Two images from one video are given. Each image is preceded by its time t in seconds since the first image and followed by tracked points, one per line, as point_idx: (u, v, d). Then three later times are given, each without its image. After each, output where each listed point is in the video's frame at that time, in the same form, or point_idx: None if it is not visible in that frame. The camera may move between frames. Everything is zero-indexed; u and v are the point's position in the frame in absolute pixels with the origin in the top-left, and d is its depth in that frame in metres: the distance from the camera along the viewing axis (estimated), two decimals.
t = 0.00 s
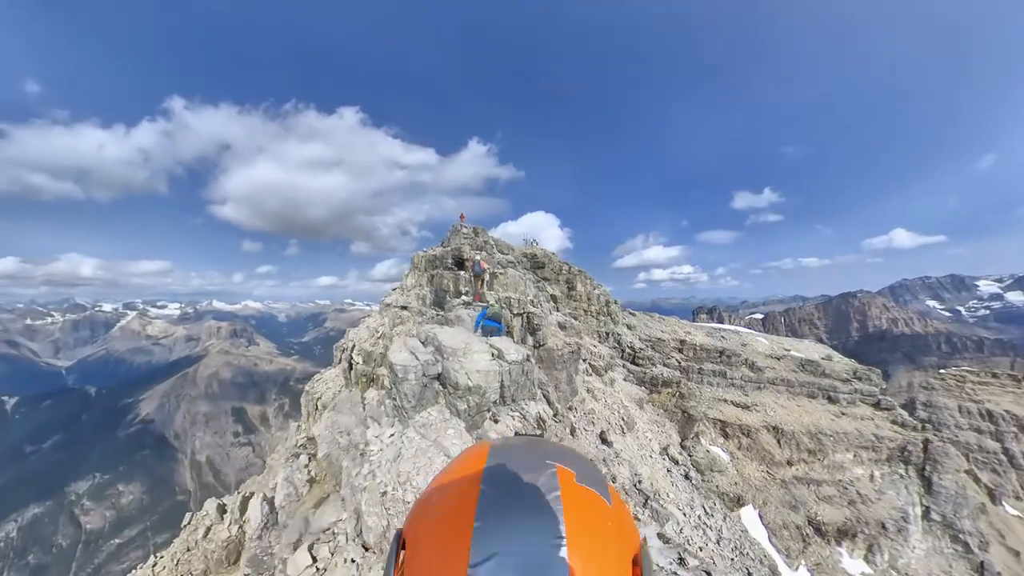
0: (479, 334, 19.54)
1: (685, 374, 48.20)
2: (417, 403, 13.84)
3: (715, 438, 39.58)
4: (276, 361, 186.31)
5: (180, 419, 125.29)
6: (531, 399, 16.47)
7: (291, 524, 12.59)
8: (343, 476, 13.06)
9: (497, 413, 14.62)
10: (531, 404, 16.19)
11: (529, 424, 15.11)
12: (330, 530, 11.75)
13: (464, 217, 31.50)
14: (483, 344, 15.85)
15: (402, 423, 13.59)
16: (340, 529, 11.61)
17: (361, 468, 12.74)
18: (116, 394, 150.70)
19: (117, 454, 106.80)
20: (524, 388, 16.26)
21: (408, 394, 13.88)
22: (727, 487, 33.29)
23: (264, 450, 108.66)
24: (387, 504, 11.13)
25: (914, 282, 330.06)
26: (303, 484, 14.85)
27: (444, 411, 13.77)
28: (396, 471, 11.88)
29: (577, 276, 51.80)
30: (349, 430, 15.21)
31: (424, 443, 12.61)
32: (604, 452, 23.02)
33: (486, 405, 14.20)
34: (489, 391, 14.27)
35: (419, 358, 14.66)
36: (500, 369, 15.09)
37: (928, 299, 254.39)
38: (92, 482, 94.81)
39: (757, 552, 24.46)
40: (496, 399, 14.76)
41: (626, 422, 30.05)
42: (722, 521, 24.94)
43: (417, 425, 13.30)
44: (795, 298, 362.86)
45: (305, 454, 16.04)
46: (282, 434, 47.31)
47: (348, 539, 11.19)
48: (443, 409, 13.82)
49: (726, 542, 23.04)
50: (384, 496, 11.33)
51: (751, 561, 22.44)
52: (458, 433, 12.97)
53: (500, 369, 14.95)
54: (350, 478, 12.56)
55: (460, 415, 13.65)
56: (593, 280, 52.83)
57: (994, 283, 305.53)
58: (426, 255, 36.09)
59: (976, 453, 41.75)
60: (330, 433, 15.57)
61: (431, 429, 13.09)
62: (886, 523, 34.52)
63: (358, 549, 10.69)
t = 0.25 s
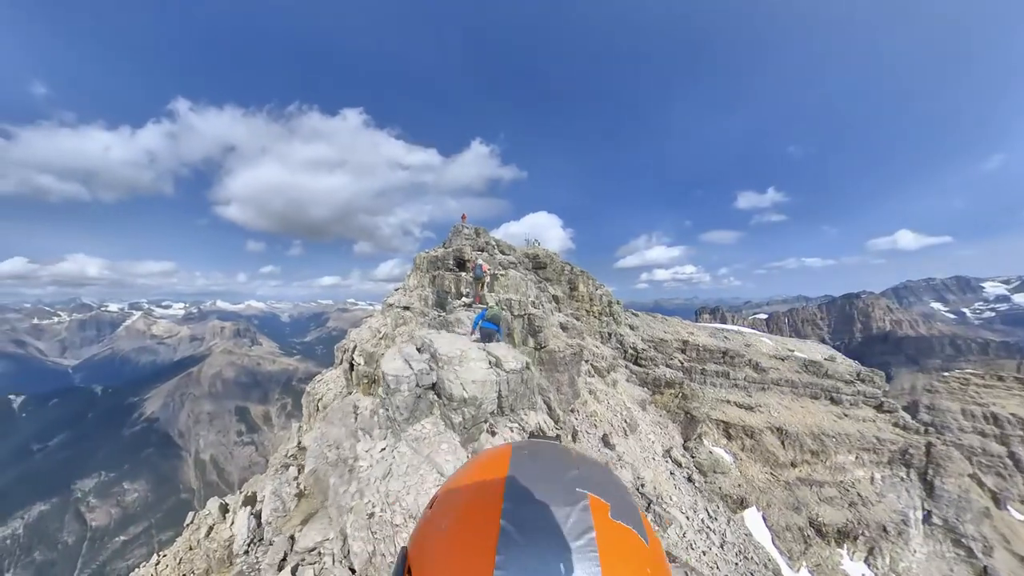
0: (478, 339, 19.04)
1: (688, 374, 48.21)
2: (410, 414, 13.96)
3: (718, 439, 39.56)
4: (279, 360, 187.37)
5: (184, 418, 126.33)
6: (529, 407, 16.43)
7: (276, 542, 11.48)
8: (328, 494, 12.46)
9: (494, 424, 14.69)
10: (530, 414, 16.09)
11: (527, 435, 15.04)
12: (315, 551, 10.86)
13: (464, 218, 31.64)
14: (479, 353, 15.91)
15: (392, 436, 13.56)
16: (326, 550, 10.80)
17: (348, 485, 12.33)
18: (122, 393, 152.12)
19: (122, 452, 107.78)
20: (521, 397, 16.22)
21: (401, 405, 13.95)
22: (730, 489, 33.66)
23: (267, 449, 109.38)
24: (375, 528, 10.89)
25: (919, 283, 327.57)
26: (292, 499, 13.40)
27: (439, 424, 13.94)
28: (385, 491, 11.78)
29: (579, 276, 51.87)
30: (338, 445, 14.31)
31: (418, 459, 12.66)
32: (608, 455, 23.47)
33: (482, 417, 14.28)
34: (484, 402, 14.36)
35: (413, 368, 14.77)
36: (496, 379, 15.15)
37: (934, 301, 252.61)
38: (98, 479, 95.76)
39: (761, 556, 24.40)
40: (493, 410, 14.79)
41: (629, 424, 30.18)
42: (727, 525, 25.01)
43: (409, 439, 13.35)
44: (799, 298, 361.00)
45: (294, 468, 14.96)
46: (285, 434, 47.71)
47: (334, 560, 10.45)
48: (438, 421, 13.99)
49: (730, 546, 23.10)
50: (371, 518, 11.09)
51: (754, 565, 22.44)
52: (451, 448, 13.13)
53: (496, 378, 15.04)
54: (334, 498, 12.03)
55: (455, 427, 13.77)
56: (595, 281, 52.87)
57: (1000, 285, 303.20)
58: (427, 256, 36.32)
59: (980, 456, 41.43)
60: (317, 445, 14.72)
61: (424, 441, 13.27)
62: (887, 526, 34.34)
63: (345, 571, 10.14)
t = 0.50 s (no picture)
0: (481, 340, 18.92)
1: (692, 375, 48.11)
2: (413, 418, 14.02)
3: (722, 440, 39.37)
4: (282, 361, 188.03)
5: (188, 418, 126.95)
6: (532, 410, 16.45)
7: (275, 549, 11.15)
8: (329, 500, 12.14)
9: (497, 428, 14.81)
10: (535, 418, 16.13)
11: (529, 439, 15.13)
12: (315, 558, 10.48)
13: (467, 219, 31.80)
14: (483, 356, 15.94)
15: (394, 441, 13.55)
16: (327, 557, 10.49)
17: (349, 491, 12.14)
18: (126, 394, 153.12)
19: (126, 452, 108.40)
20: (525, 401, 16.28)
21: (403, 409, 14.03)
22: (734, 490, 33.40)
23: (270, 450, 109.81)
24: (377, 535, 10.80)
25: (924, 283, 325.13)
26: (291, 504, 13.05)
27: (442, 428, 14.07)
28: (386, 497, 11.75)
29: (581, 277, 51.85)
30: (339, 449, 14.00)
31: (421, 464, 12.74)
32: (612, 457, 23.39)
33: (484, 421, 14.41)
34: (487, 406, 14.47)
35: (416, 372, 14.83)
36: (499, 383, 15.21)
37: (940, 301, 250.40)
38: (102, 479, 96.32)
39: (765, 559, 24.23)
40: (496, 414, 14.89)
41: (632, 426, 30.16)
42: (731, 527, 24.88)
43: (412, 443, 13.45)
44: (804, 299, 358.62)
45: (293, 472, 14.60)
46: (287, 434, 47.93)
47: (335, 568, 10.22)
48: (441, 425, 14.11)
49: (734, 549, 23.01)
50: (372, 525, 11.02)
51: (758, 568, 22.33)
52: (454, 452, 13.31)
53: (499, 381, 15.07)
54: (335, 504, 11.77)
55: (458, 432, 13.92)
56: (598, 282, 52.82)
57: (1007, 285, 300.35)
58: (430, 257, 36.42)
59: (985, 458, 41.13)
60: (317, 449, 14.40)
61: (427, 446, 13.35)
62: (892, 528, 34.11)
63: None
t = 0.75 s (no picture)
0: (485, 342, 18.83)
1: (695, 378, 47.83)
2: (416, 427, 14.07)
3: (725, 443, 39.21)
4: (286, 360, 188.98)
5: (192, 415, 127.81)
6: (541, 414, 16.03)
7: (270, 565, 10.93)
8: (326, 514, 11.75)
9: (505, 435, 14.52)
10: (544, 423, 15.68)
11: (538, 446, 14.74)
12: None
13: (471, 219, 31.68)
14: (491, 358, 15.52)
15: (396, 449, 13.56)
16: None
17: (349, 503, 11.58)
18: (132, 390, 154.51)
19: (130, 448, 109.29)
20: (535, 404, 15.91)
21: (405, 416, 14.05)
22: (738, 495, 33.25)
23: (272, 448, 110.27)
24: (377, 553, 10.42)
25: (931, 286, 321.32)
26: (289, 513, 12.75)
27: (447, 436, 14.02)
28: (389, 512, 11.29)
29: (585, 278, 51.65)
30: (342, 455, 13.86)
31: (425, 475, 12.57)
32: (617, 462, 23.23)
33: (492, 428, 14.16)
34: (495, 413, 14.24)
35: (420, 378, 14.65)
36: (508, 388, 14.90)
37: (949, 305, 247.26)
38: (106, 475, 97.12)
39: (770, 564, 23.82)
40: (504, 420, 14.61)
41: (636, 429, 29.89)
42: (735, 533, 24.53)
43: (416, 452, 13.40)
44: (810, 300, 355.67)
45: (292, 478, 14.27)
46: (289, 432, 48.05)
47: None
48: (446, 433, 14.07)
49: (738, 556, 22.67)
50: (373, 542, 10.60)
51: None
52: (459, 462, 13.21)
53: (507, 387, 14.71)
54: (334, 517, 11.30)
55: (464, 441, 13.75)
56: (602, 282, 52.62)
57: (1017, 288, 296.18)
58: (433, 257, 36.32)
59: (995, 465, 40.36)
60: (317, 455, 14.26)
61: (432, 455, 13.28)
62: (898, 535, 33.52)
63: None
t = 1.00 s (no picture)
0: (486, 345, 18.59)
1: (698, 378, 47.65)
2: (408, 437, 13.78)
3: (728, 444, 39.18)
4: (289, 360, 189.63)
5: (196, 414, 128.48)
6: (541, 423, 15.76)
7: None
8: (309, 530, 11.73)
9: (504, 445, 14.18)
10: (546, 432, 15.46)
11: (538, 455, 14.60)
12: None
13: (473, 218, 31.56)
14: (488, 364, 14.93)
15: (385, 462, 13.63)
16: None
17: (333, 521, 11.54)
18: (137, 390, 155.42)
19: (135, 447, 109.88)
20: (535, 412, 15.51)
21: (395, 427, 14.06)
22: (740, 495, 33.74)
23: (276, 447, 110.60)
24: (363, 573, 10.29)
25: (937, 286, 318.38)
26: (273, 527, 12.89)
27: (441, 448, 13.49)
28: (375, 531, 11.19)
29: (588, 277, 51.48)
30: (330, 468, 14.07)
31: (417, 490, 12.21)
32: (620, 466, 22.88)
33: (490, 439, 13.61)
34: (493, 422, 13.70)
35: (414, 388, 14.43)
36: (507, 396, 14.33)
37: (955, 304, 245.21)
38: (111, 473, 97.61)
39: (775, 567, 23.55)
40: (503, 430, 14.10)
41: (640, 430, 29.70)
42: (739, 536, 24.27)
43: (407, 465, 13.07)
44: (814, 300, 353.55)
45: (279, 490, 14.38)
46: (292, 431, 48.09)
47: None
48: (440, 445, 13.54)
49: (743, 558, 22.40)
50: (358, 563, 10.48)
51: None
52: (453, 476, 12.64)
53: (505, 395, 14.13)
54: (316, 536, 11.15)
55: (459, 453, 13.10)
56: (604, 282, 52.38)
57: None
58: (435, 257, 36.26)
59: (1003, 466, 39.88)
60: (305, 464, 14.55)
61: (424, 467, 12.86)
62: (904, 537, 33.09)
63: None
